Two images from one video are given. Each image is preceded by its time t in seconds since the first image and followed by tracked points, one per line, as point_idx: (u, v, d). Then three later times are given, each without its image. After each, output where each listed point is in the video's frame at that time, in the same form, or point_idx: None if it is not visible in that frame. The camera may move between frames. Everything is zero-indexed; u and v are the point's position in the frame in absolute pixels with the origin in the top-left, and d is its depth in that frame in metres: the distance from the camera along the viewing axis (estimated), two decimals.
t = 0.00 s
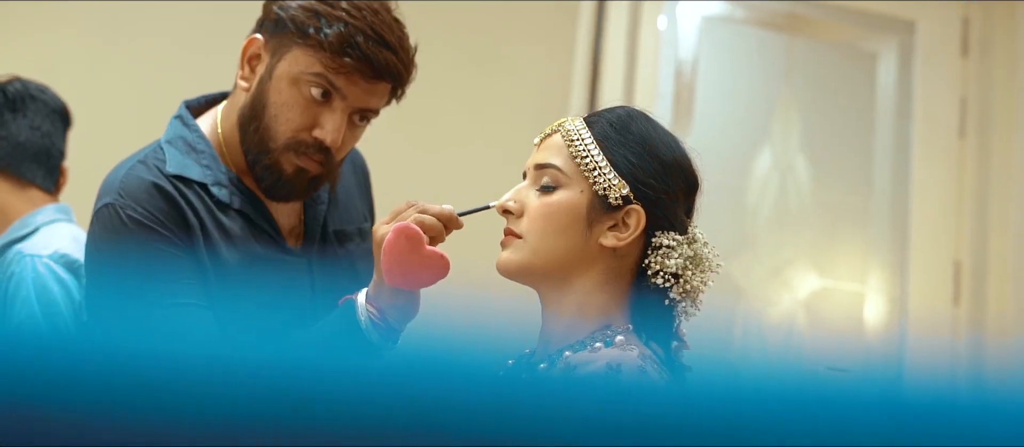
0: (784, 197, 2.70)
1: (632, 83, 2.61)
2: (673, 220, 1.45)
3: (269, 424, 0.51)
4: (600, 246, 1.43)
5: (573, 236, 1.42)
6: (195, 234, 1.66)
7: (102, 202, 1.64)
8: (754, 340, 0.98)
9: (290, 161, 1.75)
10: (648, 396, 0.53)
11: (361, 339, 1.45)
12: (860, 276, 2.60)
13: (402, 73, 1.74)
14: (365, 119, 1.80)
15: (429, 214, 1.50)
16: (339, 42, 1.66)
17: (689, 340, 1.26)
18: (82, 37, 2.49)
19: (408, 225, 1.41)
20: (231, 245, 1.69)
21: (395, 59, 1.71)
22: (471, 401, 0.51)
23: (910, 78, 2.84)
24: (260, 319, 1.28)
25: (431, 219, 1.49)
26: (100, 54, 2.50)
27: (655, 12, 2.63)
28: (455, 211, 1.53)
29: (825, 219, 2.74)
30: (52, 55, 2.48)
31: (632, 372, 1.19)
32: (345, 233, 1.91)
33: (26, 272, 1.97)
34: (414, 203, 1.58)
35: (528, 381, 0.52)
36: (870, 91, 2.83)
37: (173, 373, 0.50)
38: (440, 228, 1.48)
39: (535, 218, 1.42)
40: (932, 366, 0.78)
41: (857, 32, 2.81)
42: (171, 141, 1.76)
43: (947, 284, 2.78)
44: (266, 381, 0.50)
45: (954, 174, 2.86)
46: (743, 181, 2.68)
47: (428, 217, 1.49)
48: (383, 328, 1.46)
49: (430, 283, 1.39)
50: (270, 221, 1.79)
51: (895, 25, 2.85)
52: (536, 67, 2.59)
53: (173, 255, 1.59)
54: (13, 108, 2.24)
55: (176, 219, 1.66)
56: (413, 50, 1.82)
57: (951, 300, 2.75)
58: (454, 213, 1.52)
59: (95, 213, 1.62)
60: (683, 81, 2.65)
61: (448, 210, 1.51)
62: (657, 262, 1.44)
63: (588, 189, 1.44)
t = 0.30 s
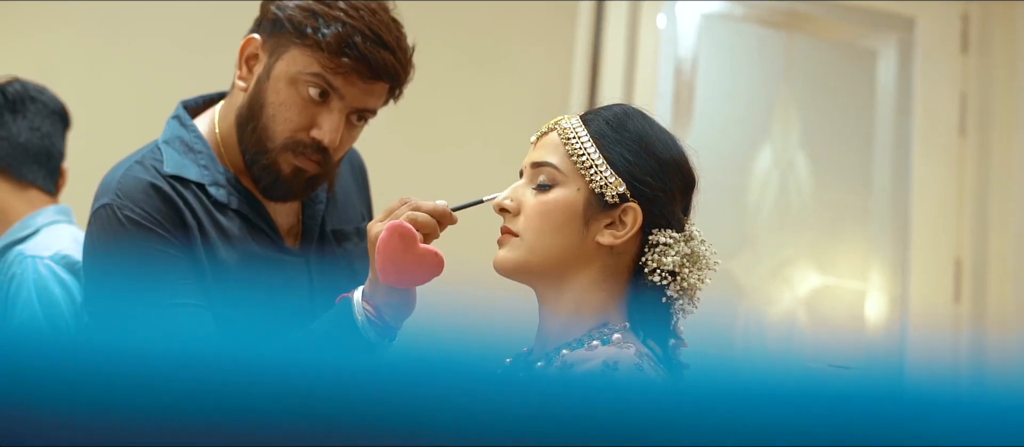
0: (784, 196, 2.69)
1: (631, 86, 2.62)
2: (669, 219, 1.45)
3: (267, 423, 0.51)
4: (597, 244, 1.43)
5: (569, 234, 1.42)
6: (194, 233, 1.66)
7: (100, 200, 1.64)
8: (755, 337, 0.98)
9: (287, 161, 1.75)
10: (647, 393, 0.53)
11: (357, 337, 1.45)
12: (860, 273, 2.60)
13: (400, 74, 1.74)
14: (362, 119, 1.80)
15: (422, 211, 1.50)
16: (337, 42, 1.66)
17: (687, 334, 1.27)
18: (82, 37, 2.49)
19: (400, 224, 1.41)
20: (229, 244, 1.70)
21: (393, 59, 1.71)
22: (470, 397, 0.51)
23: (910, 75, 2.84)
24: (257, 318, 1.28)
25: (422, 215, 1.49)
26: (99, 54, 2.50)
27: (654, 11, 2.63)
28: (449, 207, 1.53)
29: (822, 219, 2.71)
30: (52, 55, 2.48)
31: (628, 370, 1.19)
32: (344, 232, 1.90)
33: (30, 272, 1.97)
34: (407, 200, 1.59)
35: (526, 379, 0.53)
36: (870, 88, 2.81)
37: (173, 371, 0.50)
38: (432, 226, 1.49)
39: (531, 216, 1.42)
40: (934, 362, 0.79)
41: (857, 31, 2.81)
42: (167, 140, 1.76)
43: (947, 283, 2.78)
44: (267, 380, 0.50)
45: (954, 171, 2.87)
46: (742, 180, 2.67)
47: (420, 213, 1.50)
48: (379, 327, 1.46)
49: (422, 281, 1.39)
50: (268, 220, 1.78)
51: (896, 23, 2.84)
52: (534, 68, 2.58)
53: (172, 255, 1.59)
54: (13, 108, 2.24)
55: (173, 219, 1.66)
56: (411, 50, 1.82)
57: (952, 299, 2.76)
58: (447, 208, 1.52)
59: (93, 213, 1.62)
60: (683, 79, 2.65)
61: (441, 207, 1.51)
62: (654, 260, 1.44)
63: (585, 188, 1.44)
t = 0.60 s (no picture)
0: (789, 193, 2.69)
1: (635, 82, 2.62)
2: (669, 216, 1.45)
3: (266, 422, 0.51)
4: (597, 240, 1.43)
5: (569, 231, 1.42)
6: (195, 233, 1.66)
7: (101, 199, 1.64)
8: (759, 335, 0.98)
9: (287, 159, 1.75)
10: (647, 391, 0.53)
11: (357, 336, 1.45)
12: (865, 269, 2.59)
13: (400, 73, 1.74)
14: (362, 118, 1.80)
15: (425, 209, 1.50)
16: (337, 40, 1.66)
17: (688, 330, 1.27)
18: (83, 38, 2.50)
19: (404, 219, 1.40)
20: (230, 245, 1.70)
21: (393, 57, 1.71)
22: (468, 396, 0.51)
23: (913, 72, 2.84)
24: (256, 317, 1.28)
25: (425, 213, 1.49)
26: (100, 54, 2.50)
27: (657, 9, 2.63)
28: (451, 206, 1.52)
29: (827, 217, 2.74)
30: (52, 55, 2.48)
31: (628, 367, 1.19)
32: (344, 231, 1.90)
33: (35, 273, 1.97)
34: (410, 197, 1.58)
35: (526, 379, 0.53)
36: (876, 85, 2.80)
37: (170, 370, 0.50)
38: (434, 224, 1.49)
39: (530, 213, 1.42)
40: (938, 358, 0.79)
41: (860, 27, 2.80)
42: (168, 140, 1.76)
43: (952, 280, 2.77)
44: (264, 381, 0.50)
45: (958, 168, 2.86)
46: (747, 174, 2.67)
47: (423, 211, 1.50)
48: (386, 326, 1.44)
49: (427, 276, 1.39)
50: (269, 220, 1.78)
51: (899, 19, 2.84)
52: (536, 67, 2.62)
53: (172, 255, 1.60)
54: (17, 108, 2.25)
55: (173, 218, 1.66)
56: (411, 48, 1.81)
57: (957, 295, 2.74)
58: (450, 208, 1.52)
59: (94, 212, 1.61)
60: (686, 77, 2.65)
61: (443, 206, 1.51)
62: (653, 257, 1.44)
63: (584, 186, 1.43)
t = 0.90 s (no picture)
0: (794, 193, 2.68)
1: (640, 87, 2.63)
2: (671, 216, 1.45)
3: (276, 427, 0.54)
4: (600, 240, 1.43)
5: (570, 231, 1.42)
6: (197, 235, 1.66)
7: (103, 200, 1.64)
8: (764, 334, 0.96)
9: (289, 160, 1.75)
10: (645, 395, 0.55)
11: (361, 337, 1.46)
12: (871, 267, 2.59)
13: (402, 73, 1.74)
14: (365, 118, 1.80)
15: (430, 211, 1.50)
16: (339, 40, 1.66)
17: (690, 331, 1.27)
18: (86, 39, 2.50)
19: (410, 219, 1.39)
20: (232, 247, 1.70)
21: (395, 57, 1.71)
22: (470, 401, 0.54)
23: (919, 69, 2.83)
24: (257, 319, 1.28)
25: (430, 214, 1.49)
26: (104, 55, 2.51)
27: (662, 9, 2.64)
28: (457, 210, 1.52)
29: (834, 215, 2.62)
30: (57, 57, 2.49)
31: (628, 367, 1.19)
32: (346, 232, 1.90)
33: (40, 274, 1.97)
34: (415, 198, 1.58)
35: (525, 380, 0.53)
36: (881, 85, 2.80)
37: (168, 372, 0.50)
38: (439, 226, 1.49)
39: (531, 213, 1.42)
40: (946, 358, 0.79)
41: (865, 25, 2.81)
42: (171, 141, 1.76)
43: (959, 277, 2.70)
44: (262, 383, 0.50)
45: (964, 165, 2.87)
46: (752, 174, 2.66)
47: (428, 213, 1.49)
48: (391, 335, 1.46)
49: (433, 276, 1.39)
50: (271, 221, 1.78)
51: (903, 19, 2.84)
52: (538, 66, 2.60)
53: (174, 257, 1.60)
54: (23, 110, 2.26)
55: (175, 219, 1.66)
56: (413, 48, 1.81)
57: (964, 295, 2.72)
58: (455, 212, 1.51)
59: (96, 212, 1.61)
60: (691, 76, 2.65)
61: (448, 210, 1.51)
62: (655, 256, 1.43)
63: (586, 186, 1.43)
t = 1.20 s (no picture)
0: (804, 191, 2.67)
1: (647, 79, 2.65)
2: (673, 215, 1.45)
3: (272, 428, 0.55)
4: (602, 239, 1.43)
5: (572, 231, 1.42)
6: (200, 235, 1.66)
7: (107, 201, 1.65)
8: (773, 333, 0.99)
9: (292, 160, 1.75)
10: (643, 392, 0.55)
11: (363, 338, 1.46)
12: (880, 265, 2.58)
13: (405, 73, 1.73)
14: (368, 118, 1.79)
15: (429, 211, 1.50)
16: (342, 41, 1.66)
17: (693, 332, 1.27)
18: (89, 40, 2.51)
19: (408, 220, 1.39)
20: (235, 247, 1.71)
21: (398, 58, 1.71)
22: (469, 404, 0.54)
23: (927, 67, 2.82)
24: (260, 320, 1.28)
25: (430, 214, 1.49)
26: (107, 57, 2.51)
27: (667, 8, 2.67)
28: (457, 208, 1.52)
29: (841, 215, 2.63)
30: (59, 58, 2.49)
31: (630, 367, 1.19)
32: (351, 232, 1.90)
33: (48, 276, 1.97)
34: (415, 198, 1.58)
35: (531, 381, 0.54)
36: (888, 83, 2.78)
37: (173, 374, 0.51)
38: (440, 225, 1.49)
39: (532, 213, 1.42)
40: (958, 357, 0.78)
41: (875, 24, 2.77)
42: (173, 142, 1.77)
43: (966, 277, 2.74)
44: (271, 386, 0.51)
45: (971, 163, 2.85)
46: (758, 173, 2.66)
47: (428, 212, 1.49)
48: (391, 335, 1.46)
49: (432, 278, 1.39)
50: (276, 222, 1.79)
51: (912, 15, 2.83)
52: (536, 63, 2.56)
53: (178, 257, 1.60)
54: (30, 112, 2.27)
55: (179, 220, 1.66)
56: (416, 48, 1.81)
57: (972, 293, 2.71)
58: (454, 210, 1.51)
59: (101, 214, 1.62)
60: (698, 75, 2.66)
61: (449, 208, 1.50)
62: (657, 255, 1.43)
63: (588, 185, 1.43)
